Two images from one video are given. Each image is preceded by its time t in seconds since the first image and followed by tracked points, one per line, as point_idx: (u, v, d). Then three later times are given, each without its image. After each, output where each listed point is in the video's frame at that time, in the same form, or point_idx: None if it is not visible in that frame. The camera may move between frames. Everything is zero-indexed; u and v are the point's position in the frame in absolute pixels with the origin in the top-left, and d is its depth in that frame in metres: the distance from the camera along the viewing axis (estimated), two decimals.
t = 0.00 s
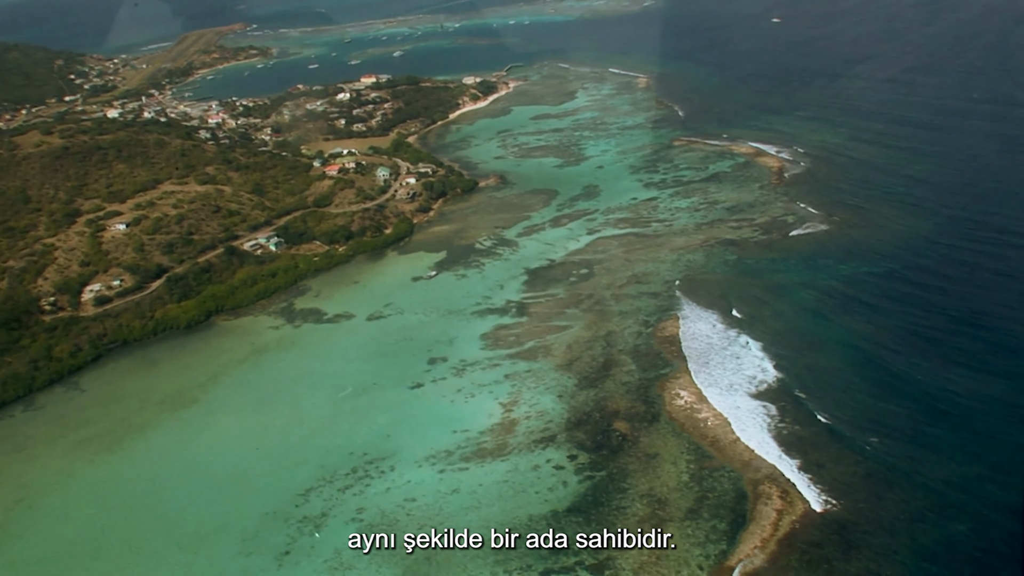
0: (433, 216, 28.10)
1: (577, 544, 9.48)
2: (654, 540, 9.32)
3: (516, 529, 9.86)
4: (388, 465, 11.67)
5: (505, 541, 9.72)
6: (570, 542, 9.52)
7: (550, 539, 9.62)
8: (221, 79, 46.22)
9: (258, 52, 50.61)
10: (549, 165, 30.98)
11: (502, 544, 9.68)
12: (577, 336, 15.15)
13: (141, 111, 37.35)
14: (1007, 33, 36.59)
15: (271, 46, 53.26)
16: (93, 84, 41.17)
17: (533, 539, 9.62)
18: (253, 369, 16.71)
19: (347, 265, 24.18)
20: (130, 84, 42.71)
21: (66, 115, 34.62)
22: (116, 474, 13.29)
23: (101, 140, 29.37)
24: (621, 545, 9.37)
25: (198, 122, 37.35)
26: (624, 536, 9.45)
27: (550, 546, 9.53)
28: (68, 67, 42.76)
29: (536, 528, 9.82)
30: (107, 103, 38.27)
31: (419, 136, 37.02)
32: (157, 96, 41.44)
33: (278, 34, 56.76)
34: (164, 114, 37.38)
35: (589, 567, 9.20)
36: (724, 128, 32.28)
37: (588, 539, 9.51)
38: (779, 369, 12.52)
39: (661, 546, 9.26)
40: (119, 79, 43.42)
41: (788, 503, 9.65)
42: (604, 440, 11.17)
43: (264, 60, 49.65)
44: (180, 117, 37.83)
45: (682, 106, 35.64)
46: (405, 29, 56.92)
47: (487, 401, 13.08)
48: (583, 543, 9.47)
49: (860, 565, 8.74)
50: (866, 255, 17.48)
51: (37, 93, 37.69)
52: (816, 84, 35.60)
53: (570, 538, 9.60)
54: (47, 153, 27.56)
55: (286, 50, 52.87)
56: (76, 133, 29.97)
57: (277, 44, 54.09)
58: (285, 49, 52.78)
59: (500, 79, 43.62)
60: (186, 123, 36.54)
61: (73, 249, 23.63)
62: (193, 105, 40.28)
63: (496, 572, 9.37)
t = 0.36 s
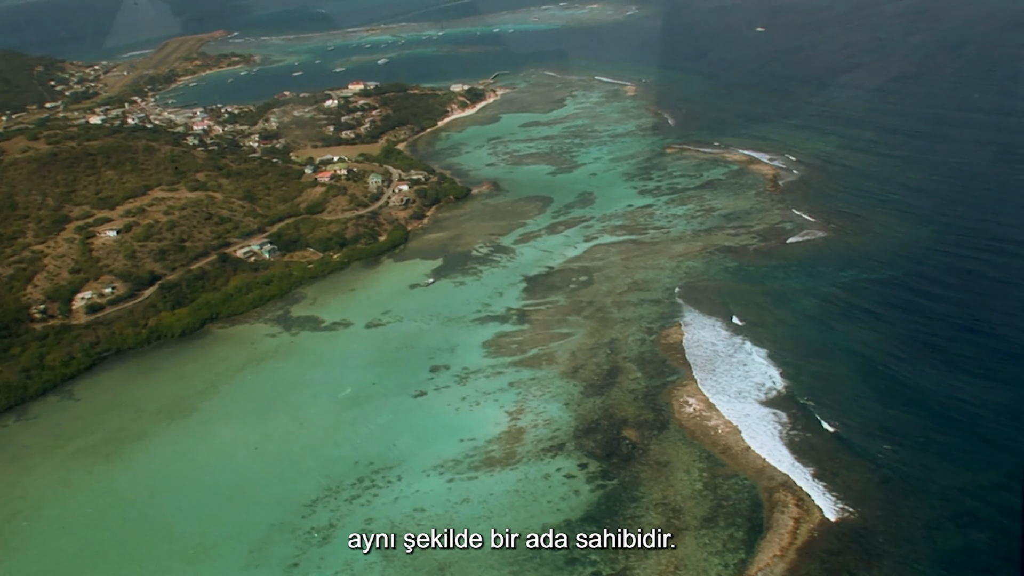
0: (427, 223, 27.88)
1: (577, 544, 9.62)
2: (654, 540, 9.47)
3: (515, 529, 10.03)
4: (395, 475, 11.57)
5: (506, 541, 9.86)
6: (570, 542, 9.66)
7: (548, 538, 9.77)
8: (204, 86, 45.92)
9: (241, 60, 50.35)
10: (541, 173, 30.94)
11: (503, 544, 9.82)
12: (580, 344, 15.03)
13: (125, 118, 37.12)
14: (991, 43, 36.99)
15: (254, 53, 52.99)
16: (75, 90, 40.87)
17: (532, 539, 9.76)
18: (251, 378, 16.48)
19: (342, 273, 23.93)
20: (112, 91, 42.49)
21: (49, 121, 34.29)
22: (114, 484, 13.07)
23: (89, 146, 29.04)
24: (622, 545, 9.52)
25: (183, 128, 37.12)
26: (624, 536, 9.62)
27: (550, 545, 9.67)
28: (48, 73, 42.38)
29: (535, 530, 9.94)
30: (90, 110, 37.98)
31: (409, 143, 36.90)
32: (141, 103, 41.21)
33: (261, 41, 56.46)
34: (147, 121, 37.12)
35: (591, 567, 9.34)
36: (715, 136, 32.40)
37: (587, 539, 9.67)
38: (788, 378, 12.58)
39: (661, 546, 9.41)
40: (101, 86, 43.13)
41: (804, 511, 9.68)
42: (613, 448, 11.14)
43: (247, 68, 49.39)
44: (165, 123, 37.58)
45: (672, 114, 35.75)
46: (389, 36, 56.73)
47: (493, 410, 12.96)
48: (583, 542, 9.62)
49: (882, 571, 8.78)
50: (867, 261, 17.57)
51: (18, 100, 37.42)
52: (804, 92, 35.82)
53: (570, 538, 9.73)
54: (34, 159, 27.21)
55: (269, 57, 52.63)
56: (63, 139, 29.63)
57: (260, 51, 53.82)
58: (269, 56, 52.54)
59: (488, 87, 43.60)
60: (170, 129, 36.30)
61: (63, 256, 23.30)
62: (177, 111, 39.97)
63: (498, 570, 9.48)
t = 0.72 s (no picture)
0: (421, 227, 27.69)
1: (577, 544, 10.00)
2: (653, 541, 9.90)
3: (515, 529, 10.35)
4: (403, 481, 11.60)
5: (507, 541, 10.19)
6: (570, 542, 10.03)
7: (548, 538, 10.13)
8: (186, 91, 45.53)
9: (223, 64, 49.97)
10: (534, 177, 30.92)
11: (505, 544, 10.17)
12: (585, 348, 14.88)
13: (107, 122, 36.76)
14: (976, 50, 37.38)
15: (236, 58, 52.66)
16: (55, 94, 40.39)
17: (532, 539, 10.11)
18: (249, 381, 16.32)
19: (335, 279, 23.63)
20: (93, 95, 42.05)
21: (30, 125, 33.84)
22: (114, 491, 12.96)
23: (77, 150, 28.70)
24: (621, 545, 9.93)
25: (168, 132, 36.81)
26: (624, 536, 10.03)
27: (550, 545, 10.01)
28: (27, 77, 41.99)
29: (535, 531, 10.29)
30: (71, 114, 37.57)
31: (398, 147, 36.78)
32: (123, 107, 40.83)
33: (242, 45, 56.07)
34: (130, 125, 36.74)
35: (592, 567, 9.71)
36: (706, 141, 32.53)
37: (587, 538, 10.05)
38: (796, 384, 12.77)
39: (661, 546, 9.83)
40: (81, 90, 42.65)
41: (821, 517, 10.04)
42: (625, 454, 11.41)
43: (229, 73, 49.06)
44: (149, 127, 37.26)
45: (662, 119, 35.82)
46: (372, 41, 56.46)
47: (499, 416, 12.87)
48: (583, 542, 10.01)
49: None
50: (867, 264, 17.76)
51: None
52: (792, 98, 36.02)
53: (569, 538, 10.10)
54: (21, 163, 26.83)
55: (251, 62, 52.29)
56: (50, 142, 29.25)
57: (241, 56, 53.46)
58: (251, 61, 52.19)
59: (475, 91, 43.49)
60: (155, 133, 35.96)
61: (53, 261, 22.98)
62: (161, 116, 39.64)
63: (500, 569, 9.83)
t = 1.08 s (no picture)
0: (419, 230, 27.54)
1: (577, 544, 10.06)
2: (654, 541, 9.96)
3: (515, 529, 10.44)
4: (416, 487, 11.56)
5: (507, 541, 10.27)
6: (569, 541, 10.11)
7: (547, 538, 10.21)
8: (173, 94, 45.20)
9: (209, 67, 49.65)
10: (531, 180, 30.83)
11: (504, 544, 10.25)
12: (594, 351, 14.78)
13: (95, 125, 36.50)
14: (967, 52, 37.61)
15: (222, 61, 52.34)
16: (40, 98, 40.05)
17: (532, 539, 10.20)
18: (252, 385, 16.14)
19: (335, 282, 23.45)
20: (78, 98, 41.75)
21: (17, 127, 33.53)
22: (118, 500, 12.79)
23: (69, 152, 28.42)
24: (621, 545, 9.99)
25: (157, 135, 36.57)
26: (624, 536, 10.09)
27: (550, 545, 10.10)
28: (10, 81, 41.81)
29: (535, 531, 10.36)
30: (57, 117, 37.27)
31: (392, 150, 36.62)
32: (109, 110, 40.54)
33: (228, 49, 55.73)
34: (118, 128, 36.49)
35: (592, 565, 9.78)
36: (702, 143, 32.55)
37: (586, 538, 10.12)
38: (808, 389, 12.77)
39: (661, 546, 9.90)
40: (66, 93, 42.33)
41: (844, 519, 10.07)
42: (641, 456, 11.41)
43: (216, 75, 48.76)
44: (138, 130, 37.00)
45: (656, 122, 35.84)
46: (359, 44, 56.22)
47: (510, 419, 12.81)
48: (583, 542, 10.07)
49: None
50: (872, 265, 17.78)
51: None
52: (784, 100, 36.09)
53: (570, 538, 10.17)
54: (12, 166, 26.52)
55: (238, 65, 51.99)
56: (40, 144, 28.93)
57: (228, 60, 53.14)
58: (238, 65, 51.94)
59: (466, 94, 43.39)
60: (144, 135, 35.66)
61: (47, 264, 22.70)
62: (149, 119, 39.32)
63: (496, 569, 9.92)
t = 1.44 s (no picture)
0: (421, 238, 27.41)
1: (578, 543, 10.38)
2: (653, 541, 10.28)
3: (516, 529, 10.75)
4: (435, 498, 11.63)
5: (508, 541, 10.58)
6: (568, 541, 10.43)
7: (547, 538, 10.52)
8: (163, 104, 45.01)
9: (198, 77, 49.48)
10: (531, 187, 30.76)
11: (505, 543, 10.57)
12: (606, 358, 14.63)
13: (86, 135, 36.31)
14: (962, 57, 37.87)
15: (211, 71, 52.19)
16: (28, 109, 39.84)
17: (532, 539, 10.51)
18: (260, 394, 16.01)
19: (338, 291, 23.30)
20: (67, 108, 41.56)
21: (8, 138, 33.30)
22: (129, 513, 12.63)
23: (64, 162, 28.22)
24: (620, 544, 10.32)
25: (149, 144, 36.38)
26: (624, 537, 10.42)
27: (550, 544, 10.41)
28: None
29: (535, 532, 10.68)
30: (47, 128, 37.09)
31: (388, 158, 36.53)
32: (99, 120, 40.38)
33: (216, 58, 55.57)
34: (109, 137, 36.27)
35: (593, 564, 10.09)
36: (700, 150, 32.63)
37: (586, 538, 10.44)
38: (825, 396, 12.84)
39: (660, 546, 10.21)
40: (54, 104, 42.13)
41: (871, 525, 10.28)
42: (660, 464, 11.62)
43: (206, 85, 48.61)
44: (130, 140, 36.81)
45: (653, 129, 35.90)
46: (348, 54, 56.12)
47: (526, 428, 12.87)
48: (583, 541, 10.39)
49: None
50: (881, 269, 17.85)
51: None
52: (780, 106, 36.20)
53: (569, 538, 10.48)
54: (8, 176, 26.31)
55: (227, 75, 51.84)
56: (35, 154, 28.71)
57: (216, 69, 52.98)
58: (227, 74, 51.83)
59: (460, 102, 43.38)
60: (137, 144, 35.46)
61: (46, 275, 22.49)
62: (140, 129, 39.15)
63: (498, 566, 10.23)
